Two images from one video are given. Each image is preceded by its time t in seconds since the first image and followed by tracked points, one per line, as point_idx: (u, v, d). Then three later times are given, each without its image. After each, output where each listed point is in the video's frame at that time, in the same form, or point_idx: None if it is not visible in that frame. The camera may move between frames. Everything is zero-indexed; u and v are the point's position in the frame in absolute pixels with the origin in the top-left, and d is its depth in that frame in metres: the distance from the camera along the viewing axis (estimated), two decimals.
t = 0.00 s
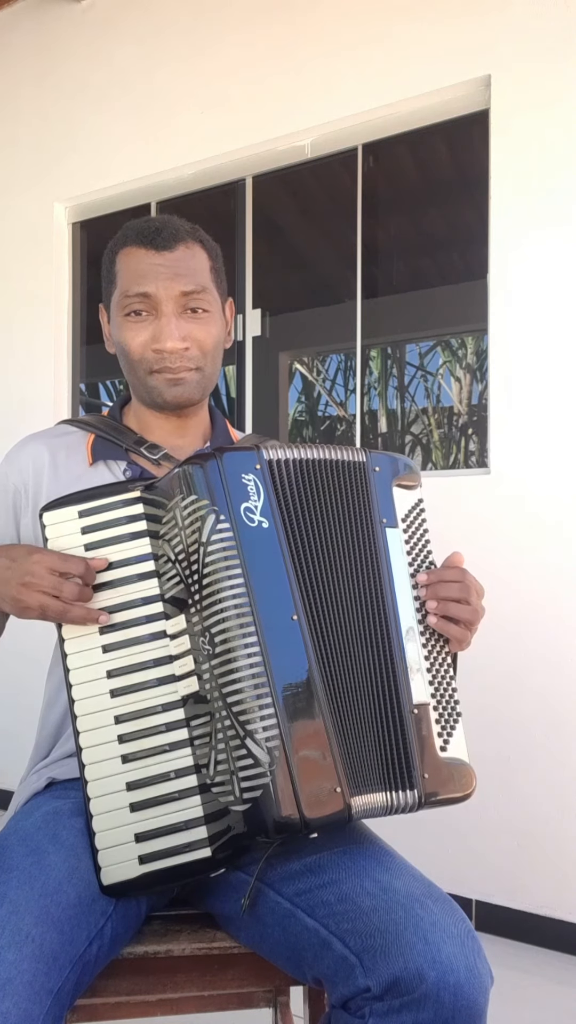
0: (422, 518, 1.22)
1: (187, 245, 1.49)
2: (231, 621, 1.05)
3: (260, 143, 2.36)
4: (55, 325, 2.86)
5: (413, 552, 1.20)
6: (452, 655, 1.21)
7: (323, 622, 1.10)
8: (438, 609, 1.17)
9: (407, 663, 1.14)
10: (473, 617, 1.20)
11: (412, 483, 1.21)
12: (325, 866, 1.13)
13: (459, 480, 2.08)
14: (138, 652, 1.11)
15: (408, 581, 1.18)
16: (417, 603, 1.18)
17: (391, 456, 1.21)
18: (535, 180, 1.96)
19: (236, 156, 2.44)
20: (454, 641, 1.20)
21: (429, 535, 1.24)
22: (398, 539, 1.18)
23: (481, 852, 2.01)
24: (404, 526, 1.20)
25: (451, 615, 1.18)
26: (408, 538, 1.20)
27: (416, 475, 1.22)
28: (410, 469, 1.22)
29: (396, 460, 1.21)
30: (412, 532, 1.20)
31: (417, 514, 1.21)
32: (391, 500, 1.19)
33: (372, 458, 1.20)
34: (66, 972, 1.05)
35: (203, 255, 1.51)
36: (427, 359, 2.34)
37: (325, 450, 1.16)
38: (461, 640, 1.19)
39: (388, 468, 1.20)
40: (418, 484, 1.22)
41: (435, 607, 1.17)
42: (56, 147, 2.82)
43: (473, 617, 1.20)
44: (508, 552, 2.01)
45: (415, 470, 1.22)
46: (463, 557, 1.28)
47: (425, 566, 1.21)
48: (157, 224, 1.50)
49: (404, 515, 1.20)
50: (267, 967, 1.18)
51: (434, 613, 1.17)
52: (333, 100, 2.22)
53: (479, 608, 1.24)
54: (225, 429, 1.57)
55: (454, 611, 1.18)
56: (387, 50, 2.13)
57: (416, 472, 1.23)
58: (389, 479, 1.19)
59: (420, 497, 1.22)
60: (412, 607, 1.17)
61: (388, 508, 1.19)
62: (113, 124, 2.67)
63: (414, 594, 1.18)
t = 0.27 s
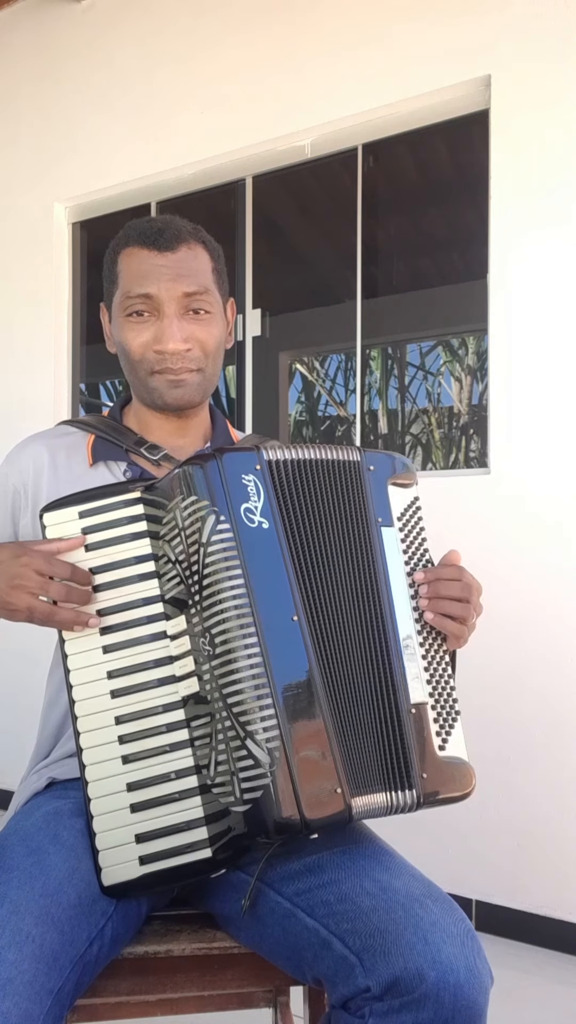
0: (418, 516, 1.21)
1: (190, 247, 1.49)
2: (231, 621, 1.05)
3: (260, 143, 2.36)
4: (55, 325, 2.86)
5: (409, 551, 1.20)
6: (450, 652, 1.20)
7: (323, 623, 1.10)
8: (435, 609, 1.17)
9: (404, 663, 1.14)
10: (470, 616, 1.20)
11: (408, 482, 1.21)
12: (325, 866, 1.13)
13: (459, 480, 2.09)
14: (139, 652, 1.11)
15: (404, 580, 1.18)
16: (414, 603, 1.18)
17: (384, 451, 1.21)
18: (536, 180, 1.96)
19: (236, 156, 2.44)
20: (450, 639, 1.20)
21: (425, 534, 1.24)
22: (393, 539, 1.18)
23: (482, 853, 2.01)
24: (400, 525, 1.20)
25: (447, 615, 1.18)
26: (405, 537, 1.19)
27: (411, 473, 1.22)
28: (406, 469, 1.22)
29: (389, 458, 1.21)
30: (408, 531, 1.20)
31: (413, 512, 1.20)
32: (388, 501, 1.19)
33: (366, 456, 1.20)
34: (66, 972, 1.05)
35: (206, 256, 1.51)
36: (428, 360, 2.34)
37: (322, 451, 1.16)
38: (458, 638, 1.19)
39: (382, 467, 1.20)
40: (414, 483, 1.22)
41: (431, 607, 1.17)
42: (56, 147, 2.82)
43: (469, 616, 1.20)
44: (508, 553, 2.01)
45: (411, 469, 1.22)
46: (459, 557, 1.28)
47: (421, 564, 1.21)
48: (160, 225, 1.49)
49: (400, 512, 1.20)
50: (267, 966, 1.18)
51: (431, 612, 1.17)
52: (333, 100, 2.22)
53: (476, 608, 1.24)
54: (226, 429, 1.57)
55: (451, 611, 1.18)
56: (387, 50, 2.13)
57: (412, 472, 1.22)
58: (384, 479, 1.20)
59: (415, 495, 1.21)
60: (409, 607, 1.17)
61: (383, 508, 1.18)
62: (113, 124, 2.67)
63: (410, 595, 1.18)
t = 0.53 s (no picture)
0: (412, 513, 1.20)
1: (191, 248, 1.48)
2: (231, 622, 1.05)
3: (260, 142, 2.36)
4: (55, 325, 2.86)
5: (404, 550, 1.19)
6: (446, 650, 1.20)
7: (324, 623, 1.10)
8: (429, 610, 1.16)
9: (399, 664, 1.13)
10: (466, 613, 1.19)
11: (401, 481, 1.20)
12: (324, 866, 1.13)
13: (460, 480, 2.09)
14: (139, 652, 1.11)
15: (396, 578, 1.17)
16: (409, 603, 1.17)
17: (375, 450, 1.20)
18: (537, 180, 1.95)
19: (236, 156, 2.44)
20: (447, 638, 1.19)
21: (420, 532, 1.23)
22: (387, 539, 1.17)
23: (482, 853, 2.01)
24: (393, 523, 1.19)
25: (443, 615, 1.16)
26: (398, 536, 1.19)
27: (404, 472, 1.21)
28: (400, 468, 1.21)
29: (380, 456, 1.20)
30: (402, 530, 1.19)
31: (406, 510, 1.19)
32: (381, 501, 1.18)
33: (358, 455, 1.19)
34: (66, 973, 1.05)
35: (208, 258, 1.51)
36: (428, 360, 2.34)
37: (317, 451, 1.15)
38: (455, 637, 1.18)
39: (375, 466, 1.19)
40: (406, 480, 1.21)
41: (424, 607, 1.16)
42: (56, 148, 2.82)
43: (465, 614, 1.19)
44: (508, 553, 2.01)
45: (405, 468, 1.22)
46: (454, 552, 1.27)
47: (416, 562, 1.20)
48: (161, 225, 1.48)
49: (393, 511, 1.19)
50: (267, 966, 1.18)
51: (424, 612, 1.16)
52: (333, 99, 2.22)
53: (471, 605, 1.23)
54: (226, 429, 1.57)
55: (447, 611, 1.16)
56: (388, 50, 2.13)
57: (405, 470, 1.22)
58: (375, 478, 1.19)
59: (408, 492, 1.21)
60: (403, 607, 1.16)
61: (376, 508, 1.18)
62: (113, 124, 2.67)
63: (404, 594, 1.17)
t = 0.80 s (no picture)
0: (407, 512, 1.19)
1: (196, 250, 1.48)
2: (232, 622, 1.05)
3: (260, 142, 2.36)
4: (55, 325, 2.86)
5: (399, 550, 1.18)
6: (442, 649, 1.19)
7: (325, 623, 1.09)
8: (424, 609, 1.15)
9: (394, 664, 1.13)
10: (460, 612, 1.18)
11: (395, 480, 1.19)
12: (325, 866, 1.13)
13: (459, 480, 2.09)
14: (140, 652, 1.12)
15: (390, 578, 1.16)
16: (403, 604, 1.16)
17: (369, 450, 1.19)
18: (537, 180, 1.95)
19: (236, 156, 2.44)
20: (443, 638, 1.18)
21: (415, 530, 1.22)
22: (381, 540, 1.17)
23: (482, 853, 2.01)
24: (389, 523, 1.18)
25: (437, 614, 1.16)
26: (392, 535, 1.18)
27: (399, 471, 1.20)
28: (393, 467, 1.20)
29: (376, 455, 1.19)
30: (396, 530, 1.18)
31: (401, 510, 1.18)
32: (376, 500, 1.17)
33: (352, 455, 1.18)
34: (66, 973, 1.05)
35: (212, 260, 1.51)
36: (428, 360, 2.34)
37: (310, 451, 1.15)
38: (450, 636, 1.17)
39: (368, 465, 1.18)
40: (401, 479, 1.20)
41: (419, 606, 1.15)
42: (56, 147, 2.82)
43: (460, 612, 1.18)
44: (508, 553, 2.01)
45: (399, 466, 1.20)
46: (448, 550, 1.26)
47: (411, 561, 1.19)
48: (166, 226, 1.48)
49: (387, 511, 1.18)
50: (267, 966, 1.18)
51: (419, 612, 1.15)
52: (333, 99, 2.22)
53: (466, 602, 1.22)
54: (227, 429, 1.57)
55: (441, 610, 1.16)
56: (388, 50, 2.13)
57: (399, 468, 1.20)
58: (370, 478, 1.17)
59: (404, 491, 1.19)
60: (398, 607, 1.15)
61: (371, 508, 1.17)
62: (113, 124, 2.67)
63: (400, 594, 1.16)
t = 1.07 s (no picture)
0: (403, 512, 1.19)
1: (201, 251, 1.48)
2: (233, 622, 1.05)
3: (260, 142, 2.36)
4: (55, 325, 2.86)
5: (395, 550, 1.18)
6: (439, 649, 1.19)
7: (326, 623, 1.09)
8: (420, 610, 1.15)
9: (390, 664, 1.12)
10: (456, 610, 1.18)
11: (392, 480, 1.19)
12: (325, 866, 1.13)
13: (459, 480, 2.09)
14: (140, 652, 1.12)
15: (386, 578, 1.16)
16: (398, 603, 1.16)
17: (365, 450, 1.19)
18: (537, 181, 1.95)
19: (236, 156, 2.44)
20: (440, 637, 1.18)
21: (411, 530, 1.22)
22: (377, 540, 1.16)
23: (482, 853, 2.01)
24: (384, 523, 1.18)
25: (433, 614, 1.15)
26: (389, 535, 1.18)
27: (396, 471, 1.20)
28: (390, 467, 1.19)
29: (373, 455, 1.19)
30: (393, 530, 1.18)
31: (398, 509, 1.18)
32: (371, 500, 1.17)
33: (348, 454, 1.18)
34: (66, 973, 1.05)
35: (217, 261, 1.50)
36: (428, 360, 2.34)
37: (305, 451, 1.15)
38: (447, 635, 1.17)
39: (364, 465, 1.17)
40: (398, 479, 1.19)
41: (415, 607, 1.15)
42: (56, 148, 2.82)
43: (456, 612, 1.18)
44: (509, 553, 2.01)
45: (395, 466, 1.20)
46: (445, 550, 1.26)
47: (408, 560, 1.19)
48: (171, 227, 1.48)
49: (384, 511, 1.18)
50: (267, 966, 1.18)
51: (415, 612, 1.15)
52: (332, 99, 2.22)
53: (462, 601, 1.22)
54: (228, 429, 1.57)
55: (437, 609, 1.15)
56: (387, 50, 2.13)
57: (395, 468, 1.20)
58: (365, 478, 1.17)
59: (400, 490, 1.19)
60: (394, 607, 1.15)
61: (367, 508, 1.16)
62: (113, 124, 2.67)
63: (396, 594, 1.16)
